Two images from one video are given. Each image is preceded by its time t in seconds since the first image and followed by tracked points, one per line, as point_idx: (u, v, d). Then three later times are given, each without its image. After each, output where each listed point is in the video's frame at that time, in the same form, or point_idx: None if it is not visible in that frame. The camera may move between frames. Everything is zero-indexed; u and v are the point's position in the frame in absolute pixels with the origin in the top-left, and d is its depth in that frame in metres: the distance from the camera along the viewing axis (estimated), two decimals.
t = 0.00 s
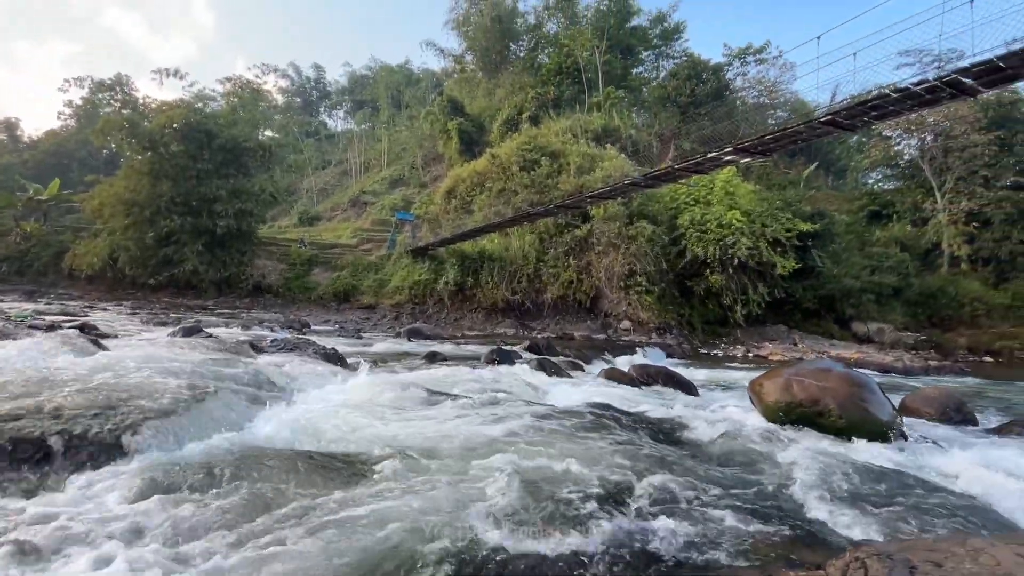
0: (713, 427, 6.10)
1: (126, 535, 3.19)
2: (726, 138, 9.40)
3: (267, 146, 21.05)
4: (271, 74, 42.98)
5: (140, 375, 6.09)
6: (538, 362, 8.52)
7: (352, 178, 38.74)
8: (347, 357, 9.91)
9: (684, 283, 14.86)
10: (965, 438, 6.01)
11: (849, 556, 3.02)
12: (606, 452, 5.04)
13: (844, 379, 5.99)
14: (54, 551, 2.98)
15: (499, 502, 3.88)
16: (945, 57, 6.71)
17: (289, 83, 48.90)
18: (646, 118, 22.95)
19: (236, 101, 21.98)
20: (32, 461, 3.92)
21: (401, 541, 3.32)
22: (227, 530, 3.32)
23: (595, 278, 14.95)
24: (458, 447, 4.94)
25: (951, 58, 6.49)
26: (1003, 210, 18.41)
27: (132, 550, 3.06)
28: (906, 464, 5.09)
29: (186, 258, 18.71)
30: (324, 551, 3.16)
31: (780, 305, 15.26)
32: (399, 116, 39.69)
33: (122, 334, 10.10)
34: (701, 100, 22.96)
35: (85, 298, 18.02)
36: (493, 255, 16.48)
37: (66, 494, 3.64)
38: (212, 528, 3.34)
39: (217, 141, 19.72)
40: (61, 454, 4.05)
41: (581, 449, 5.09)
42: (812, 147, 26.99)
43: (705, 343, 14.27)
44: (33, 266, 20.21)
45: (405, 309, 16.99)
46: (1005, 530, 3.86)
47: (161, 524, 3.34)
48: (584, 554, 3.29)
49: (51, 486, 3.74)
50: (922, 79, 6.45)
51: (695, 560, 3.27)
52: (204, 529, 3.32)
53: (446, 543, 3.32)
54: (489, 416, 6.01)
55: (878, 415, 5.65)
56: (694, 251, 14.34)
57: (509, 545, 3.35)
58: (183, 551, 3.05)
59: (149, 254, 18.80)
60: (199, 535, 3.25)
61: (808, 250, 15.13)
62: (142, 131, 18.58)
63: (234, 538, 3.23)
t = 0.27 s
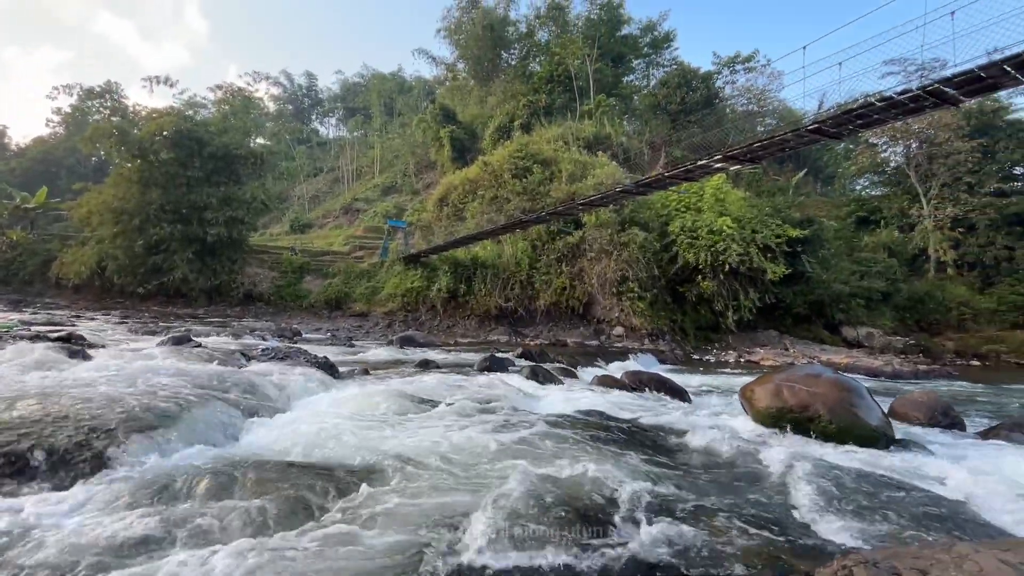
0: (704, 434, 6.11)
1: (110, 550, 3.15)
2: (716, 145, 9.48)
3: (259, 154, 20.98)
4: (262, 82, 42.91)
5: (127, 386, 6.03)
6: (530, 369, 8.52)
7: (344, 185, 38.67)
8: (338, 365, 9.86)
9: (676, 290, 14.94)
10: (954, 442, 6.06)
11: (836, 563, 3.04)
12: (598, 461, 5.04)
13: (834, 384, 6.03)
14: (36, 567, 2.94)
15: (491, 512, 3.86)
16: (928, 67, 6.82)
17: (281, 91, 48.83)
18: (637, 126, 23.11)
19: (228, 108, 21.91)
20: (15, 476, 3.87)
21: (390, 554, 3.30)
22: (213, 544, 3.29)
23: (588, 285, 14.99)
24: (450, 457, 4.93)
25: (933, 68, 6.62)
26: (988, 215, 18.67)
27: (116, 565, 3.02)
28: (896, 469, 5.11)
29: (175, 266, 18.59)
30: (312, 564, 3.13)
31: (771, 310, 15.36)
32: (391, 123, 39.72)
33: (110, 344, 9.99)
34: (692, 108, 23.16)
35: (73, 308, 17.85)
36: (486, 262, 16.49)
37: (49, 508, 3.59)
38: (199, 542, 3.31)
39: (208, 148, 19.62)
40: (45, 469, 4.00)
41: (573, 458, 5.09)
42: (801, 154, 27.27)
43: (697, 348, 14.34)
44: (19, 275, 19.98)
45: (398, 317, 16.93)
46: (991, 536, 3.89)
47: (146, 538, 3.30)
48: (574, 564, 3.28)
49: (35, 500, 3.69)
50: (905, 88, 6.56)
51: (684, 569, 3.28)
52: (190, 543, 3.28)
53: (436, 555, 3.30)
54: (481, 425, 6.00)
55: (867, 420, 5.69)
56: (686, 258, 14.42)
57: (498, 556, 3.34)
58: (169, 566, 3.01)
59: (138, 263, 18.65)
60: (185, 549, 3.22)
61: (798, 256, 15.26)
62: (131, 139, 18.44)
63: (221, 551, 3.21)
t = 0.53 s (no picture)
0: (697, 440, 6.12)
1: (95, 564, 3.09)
2: (706, 152, 9.55)
3: (251, 160, 20.89)
4: (254, 88, 42.81)
5: (114, 396, 5.94)
6: (523, 376, 8.49)
7: (336, 191, 38.59)
8: (330, 373, 9.79)
9: (668, 296, 15.02)
10: (943, 446, 6.12)
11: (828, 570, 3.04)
12: (590, 468, 5.03)
13: (824, 390, 6.07)
14: None
15: (484, 520, 3.86)
16: (912, 76, 6.94)
17: (273, 97, 48.74)
18: (629, 133, 23.24)
19: (219, 115, 21.80)
20: None
21: (381, 564, 3.27)
22: (201, 557, 3.23)
23: (580, 291, 15.01)
24: (443, 465, 4.92)
25: (917, 77, 6.73)
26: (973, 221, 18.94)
27: None
28: (886, 473, 5.16)
29: (165, 273, 18.44)
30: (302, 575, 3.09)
31: (762, 316, 15.46)
32: (383, 130, 39.74)
33: (96, 352, 9.86)
34: (683, 115, 23.33)
35: (61, 315, 17.67)
36: (478, 268, 16.48)
37: (32, 521, 3.52)
38: (186, 555, 3.25)
39: (198, 155, 19.51)
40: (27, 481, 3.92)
41: (566, 465, 5.09)
42: (791, 161, 27.55)
43: (689, 354, 14.39)
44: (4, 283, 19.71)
45: (390, 323, 16.88)
46: (979, 540, 3.93)
47: (132, 551, 3.24)
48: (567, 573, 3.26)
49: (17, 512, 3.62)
50: (890, 97, 6.66)
51: None
52: (177, 557, 3.22)
53: (427, 565, 3.27)
54: (474, 433, 5.99)
55: (857, 425, 5.73)
56: (677, 264, 14.50)
57: (491, 566, 3.32)
58: None
59: (127, 270, 18.49)
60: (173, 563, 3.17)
61: (788, 262, 15.37)
62: (121, 144, 18.15)
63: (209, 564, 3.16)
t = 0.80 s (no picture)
0: (688, 445, 6.15)
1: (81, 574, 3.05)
2: (697, 159, 9.63)
3: (242, 165, 20.80)
4: (245, 93, 42.69)
5: (101, 404, 5.88)
6: (515, 382, 8.50)
7: (328, 197, 38.50)
8: (321, 379, 9.74)
9: (659, 301, 15.11)
10: (930, 451, 6.18)
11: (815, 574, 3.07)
12: (582, 475, 5.04)
13: (813, 395, 6.10)
14: None
15: (476, 526, 3.86)
16: (897, 85, 7.03)
17: (265, 102, 48.60)
18: (621, 140, 23.39)
19: (209, 119, 21.70)
20: None
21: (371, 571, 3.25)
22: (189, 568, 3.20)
23: (572, 297, 15.05)
24: (434, 472, 4.91)
25: (902, 86, 6.83)
26: (958, 227, 19.21)
27: None
28: (874, 479, 5.21)
29: (154, 279, 18.30)
30: None
31: (752, 321, 15.57)
32: (376, 136, 39.74)
33: (84, 360, 9.76)
34: (674, 122, 23.50)
35: (47, 321, 17.46)
36: (471, 273, 16.48)
37: (16, 532, 3.47)
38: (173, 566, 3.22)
39: (189, 160, 19.39)
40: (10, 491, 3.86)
41: (558, 471, 5.10)
42: (781, 168, 27.82)
43: (680, 359, 14.47)
44: None
45: (382, 329, 16.83)
46: (965, 544, 3.97)
47: (118, 562, 3.20)
48: None
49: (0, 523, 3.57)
50: (876, 106, 6.76)
51: None
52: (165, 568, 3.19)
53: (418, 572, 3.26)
54: (465, 439, 5.98)
55: (846, 430, 5.76)
56: (669, 270, 14.59)
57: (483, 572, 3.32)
58: None
59: (115, 275, 18.33)
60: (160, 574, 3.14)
61: (778, 267, 15.49)
62: (110, 149, 18.02)
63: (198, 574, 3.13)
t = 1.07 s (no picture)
0: (680, 450, 6.16)
1: None
2: (688, 166, 9.70)
3: (233, 168, 20.69)
4: (237, 97, 42.53)
5: (88, 410, 5.81)
6: (507, 387, 8.48)
7: (320, 201, 38.38)
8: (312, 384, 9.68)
9: (651, 306, 15.17)
10: (918, 454, 6.23)
11: None
12: (574, 479, 5.04)
13: (803, 399, 6.15)
14: None
15: (467, 532, 3.85)
16: (884, 93, 7.13)
17: (257, 106, 48.41)
18: (613, 145, 23.52)
19: (200, 123, 21.58)
20: None
21: None
22: None
23: (565, 301, 15.08)
24: (425, 478, 4.89)
25: (888, 94, 6.93)
26: (944, 233, 19.46)
27: None
28: (863, 482, 5.25)
29: (143, 283, 18.14)
30: None
31: (743, 326, 15.65)
32: (369, 140, 39.71)
33: (70, 365, 9.64)
34: (666, 129, 23.65)
35: (33, 326, 17.24)
36: (464, 278, 16.46)
37: None
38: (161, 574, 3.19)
39: (179, 163, 19.26)
40: None
41: (549, 477, 5.09)
42: (771, 175, 28.07)
43: (673, 364, 14.52)
44: None
45: (374, 333, 16.75)
46: (953, 547, 4.00)
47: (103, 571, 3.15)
48: None
49: None
50: (863, 114, 6.85)
51: None
52: None
53: None
54: (457, 445, 5.95)
55: (836, 434, 5.81)
56: (661, 274, 14.66)
57: None
58: None
59: (103, 279, 18.15)
60: None
61: (769, 273, 15.60)
62: (99, 152, 17.86)
63: None
